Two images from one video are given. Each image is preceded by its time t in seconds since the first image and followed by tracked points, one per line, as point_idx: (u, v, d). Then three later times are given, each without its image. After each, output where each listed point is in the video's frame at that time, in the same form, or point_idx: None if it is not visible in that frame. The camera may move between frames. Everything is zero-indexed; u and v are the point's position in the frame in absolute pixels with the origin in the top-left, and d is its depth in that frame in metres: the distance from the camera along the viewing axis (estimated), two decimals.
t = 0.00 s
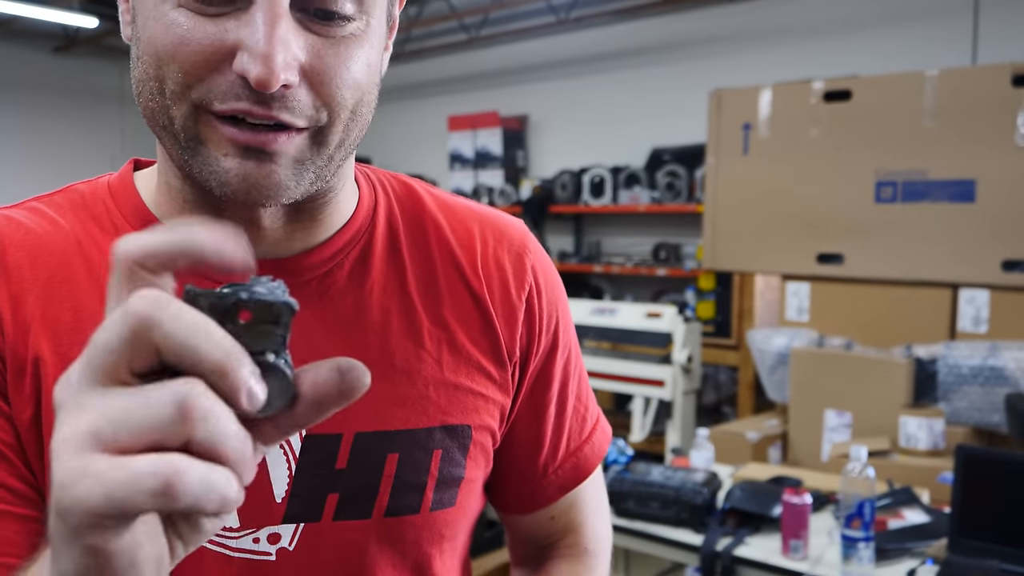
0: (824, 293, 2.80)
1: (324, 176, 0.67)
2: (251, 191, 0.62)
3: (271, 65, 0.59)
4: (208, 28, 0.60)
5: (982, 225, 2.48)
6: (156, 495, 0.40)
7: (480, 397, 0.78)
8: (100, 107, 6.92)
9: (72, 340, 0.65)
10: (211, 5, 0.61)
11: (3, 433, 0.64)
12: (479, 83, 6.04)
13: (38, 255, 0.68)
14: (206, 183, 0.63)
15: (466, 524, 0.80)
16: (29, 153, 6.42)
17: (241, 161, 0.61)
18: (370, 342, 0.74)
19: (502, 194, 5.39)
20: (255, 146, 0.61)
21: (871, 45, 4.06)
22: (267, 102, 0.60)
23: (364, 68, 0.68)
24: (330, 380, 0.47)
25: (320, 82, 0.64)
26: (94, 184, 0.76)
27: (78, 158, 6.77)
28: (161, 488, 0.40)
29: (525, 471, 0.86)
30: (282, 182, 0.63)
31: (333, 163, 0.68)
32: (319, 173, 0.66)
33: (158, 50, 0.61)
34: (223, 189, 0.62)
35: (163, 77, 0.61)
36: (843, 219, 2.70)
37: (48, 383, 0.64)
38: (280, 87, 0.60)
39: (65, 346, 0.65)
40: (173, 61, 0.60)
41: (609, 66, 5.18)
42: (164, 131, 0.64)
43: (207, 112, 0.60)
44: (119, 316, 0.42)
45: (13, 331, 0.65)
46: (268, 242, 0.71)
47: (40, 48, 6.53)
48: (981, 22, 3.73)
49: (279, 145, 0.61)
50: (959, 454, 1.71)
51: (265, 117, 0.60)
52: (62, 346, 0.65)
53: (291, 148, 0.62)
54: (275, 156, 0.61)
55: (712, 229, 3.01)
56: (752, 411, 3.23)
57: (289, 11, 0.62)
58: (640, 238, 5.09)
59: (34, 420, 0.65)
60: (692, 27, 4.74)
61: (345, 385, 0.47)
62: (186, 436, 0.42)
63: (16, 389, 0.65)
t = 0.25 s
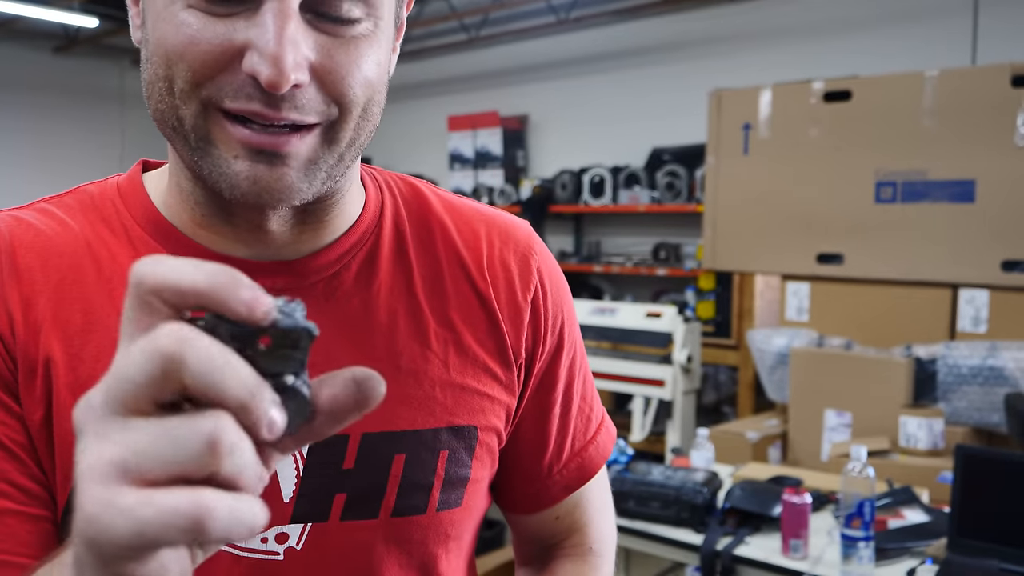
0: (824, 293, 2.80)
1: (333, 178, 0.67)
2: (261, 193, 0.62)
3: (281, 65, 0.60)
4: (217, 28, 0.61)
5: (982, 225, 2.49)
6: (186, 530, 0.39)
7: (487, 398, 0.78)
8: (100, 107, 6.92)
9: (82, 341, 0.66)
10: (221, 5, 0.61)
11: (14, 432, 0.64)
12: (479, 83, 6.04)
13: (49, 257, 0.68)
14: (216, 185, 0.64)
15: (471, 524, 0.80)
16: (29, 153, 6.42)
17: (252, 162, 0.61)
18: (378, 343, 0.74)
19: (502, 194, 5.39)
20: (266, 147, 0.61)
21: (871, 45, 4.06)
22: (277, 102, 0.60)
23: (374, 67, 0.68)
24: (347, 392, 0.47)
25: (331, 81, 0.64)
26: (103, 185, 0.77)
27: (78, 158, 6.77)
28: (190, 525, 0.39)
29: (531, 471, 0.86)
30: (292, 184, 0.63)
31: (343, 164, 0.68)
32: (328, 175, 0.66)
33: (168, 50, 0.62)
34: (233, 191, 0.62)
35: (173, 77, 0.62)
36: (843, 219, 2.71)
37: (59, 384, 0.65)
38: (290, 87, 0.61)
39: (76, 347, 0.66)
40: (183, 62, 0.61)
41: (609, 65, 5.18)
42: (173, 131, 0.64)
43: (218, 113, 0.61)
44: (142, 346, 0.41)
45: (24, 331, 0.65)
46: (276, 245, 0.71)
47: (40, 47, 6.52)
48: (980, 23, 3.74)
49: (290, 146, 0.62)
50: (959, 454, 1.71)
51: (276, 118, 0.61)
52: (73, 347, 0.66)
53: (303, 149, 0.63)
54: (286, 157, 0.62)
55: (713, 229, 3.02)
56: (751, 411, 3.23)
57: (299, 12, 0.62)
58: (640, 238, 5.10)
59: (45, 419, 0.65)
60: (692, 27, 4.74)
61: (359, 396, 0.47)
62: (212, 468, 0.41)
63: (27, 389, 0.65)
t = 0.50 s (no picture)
0: (824, 293, 2.80)
1: (333, 170, 0.67)
2: (257, 185, 0.62)
3: (270, 52, 0.60)
4: (210, 20, 0.61)
5: (982, 225, 2.49)
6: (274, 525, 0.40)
7: (492, 398, 0.78)
8: (100, 106, 6.92)
9: (94, 340, 0.66)
10: None
11: (24, 428, 0.64)
12: (479, 83, 6.04)
13: (60, 256, 0.68)
14: (214, 177, 0.64)
15: (477, 523, 0.80)
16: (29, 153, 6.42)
17: (248, 153, 0.61)
18: (385, 344, 0.74)
19: (502, 194, 5.40)
20: (263, 138, 0.61)
21: (871, 44, 4.07)
22: (269, 91, 0.61)
23: (374, 57, 0.67)
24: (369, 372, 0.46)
25: (325, 69, 0.64)
26: (111, 185, 0.77)
27: (77, 158, 6.77)
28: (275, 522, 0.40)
29: (536, 471, 0.87)
30: (289, 175, 0.63)
31: (345, 157, 0.68)
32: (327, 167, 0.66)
33: (164, 43, 0.62)
34: (230, 183, 0.62)
35: (168, 69, 0.62)
36: (843, 219, 2.71)
37: (70, 381, 0.65)
38: (281, 76, 0.61)
39: (88, 345, 0.66)
40: (177, 53, 0.61)
41: (609, 66, 5.18)
42: (171, 126, 0.64)
43: (213, 105, 0.61)
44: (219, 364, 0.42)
45: (35, 329, 0.65)
46: (282, 243, 0.72)
47: (40, 47, 6.52)
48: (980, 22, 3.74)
49: (286, 136, 0.62)
50: (959, 453, 1.72)
51: (269, 107, 0.61)
52: (85, 346, 0.66)
53: (300, 140, 0.63)
54: (283, 148, 0.62)
55: (713, 229, 3.02)
56: (751, 410, 3.24)
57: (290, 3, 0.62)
58: (640, 238, 5.10)
59: (55, 416, 0.65)
60: (692, 27, 4.74)
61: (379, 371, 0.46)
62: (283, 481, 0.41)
63: (38, 385, 0.65)
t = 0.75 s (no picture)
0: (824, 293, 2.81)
1: (335, 168, 0.67)
2: (256, 179, 0.62)
3: (268, 49, 0.61)
4: (211, 17, 0.62)
5: (982, 225, 2.49)
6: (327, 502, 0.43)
7: (496, 399, 0.79)
8: (99, 106, 6.92)
9: (104, 338, 0.66)
10: None
11: (36, 424, 0.64)
12: (479, 83, 6.05)
13: (71, 255, 0.69)
14: (215, 173, 0.64)
15: (481, 523, 0.81)
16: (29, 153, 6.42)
17: (248, 148, 0.62)
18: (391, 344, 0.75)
19: (502, 194, 5.40)
20: (263, 133, 0.62)
21: (870, 45, 4.07)
22: (269, 87, 0.61)
23: (375, 57, 0.67)
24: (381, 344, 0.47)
25: (327, 68, 0.64)
26: (119, 185, 0.77)
27: (77, 158, 6.77)
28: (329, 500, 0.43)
29: (540, 471, 0.87)
30: (289, 169, 0.63)
31: (347, 155, 0.68)
32: (329, 163, 0.66)
33: (166, 40, 0.63)
34: (230, 178, 0.63)
35: (169, 66, 0.63)
36: (842, 219, 2.72)
37: (81, 379, 0.65)
38: (280, 73, 0.61)
39: (99, 343, 0.66)
40: (177, 50, 0.62)
41: (609, 66, 5.18)
42: (174, 124, 0.65)
43: (214, 100, 0.62)
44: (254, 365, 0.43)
45: (47, 327, 0.65)
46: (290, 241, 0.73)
47: (40, 47, 6.53)
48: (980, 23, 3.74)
49: (286, 130, 0.62)
50: (959, 453, 1.72)
51: (268, 102, 0.62)
52: (96, 344, 0.66)
53: (300, 135, 0.63)
54: (283, 142, 0.62)
55: (712, 229, 3.03)
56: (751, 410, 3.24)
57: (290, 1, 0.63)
58: (640, 238, 5.10)
59: (66, 414, 0.66)
60: (692, 28, 4.75)
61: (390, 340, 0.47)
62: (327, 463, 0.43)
63: (49, 382, 0.65)
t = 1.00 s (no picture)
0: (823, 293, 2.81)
1: (344, 177, 0.67)
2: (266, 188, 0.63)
3: (278, 64, 0.61)
4: (222, 31, 0.62)
5: (981, 225, 2.50)
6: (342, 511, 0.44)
7: (503, 399, 0.79)
8: (99, 106, 6.92)
9: (117, 339, 0.67)
10: (227, 8, 0.63)
11: (50, 425, 0.64)
12: (479, 83, 6.05)
13: (83, 257, 0.69)
14: (227, 182, 0.64)
15: (488, 522, 0.81)
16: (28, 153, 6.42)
17: (258, 158, 0.62)
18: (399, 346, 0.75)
19: (502, 194, 5.40)
20: (272, 143, 0.62)
21: (870, 45, 4.08)
22: (279, 101, 0.61)
23: (381, 67, 0.68)
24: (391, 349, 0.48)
25: (336, 81, 0.64)
26: (128, 188, 0.78)
27: (76, 158, 6.78)
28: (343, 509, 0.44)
29: (546, 470, 0.88)
30: (298, 178, 0.63)
31: (355, 164, 0.68)
32: (338, 173, 0.66)
33: (180, 53, 0.64)
34: (241, 187, 0.63)
35: (183, 78, 0.63)
36: (842, 219, 2.72)
37: (94, 380, 0.65)
38: (291, 86, 0.61)
39: (112, 344, 0.67)
40: (190, 64, 0.63)
41: (609, 66, 5.19)
42: (188, 134, 0.66)
43: (225, 113, 0.62)
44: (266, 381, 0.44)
45: (61, 328, 0.66)
46: (300, 246, 0.73)
47: (40, 47, 6.53)
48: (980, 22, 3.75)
49: (294, 141, 0.62)
50: (958, 453, 1.72)
51: (278, 114, 0.62)
52: (109, 345, 0.67)
53: (308, 145, 0.63)
54: (291, 152, 0.62)
55: (712, 229, 3.03)
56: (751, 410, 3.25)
57: (299, 13, 0.63)
58: (639, 238, 5.11)
59: (80, 414, 0.66)
60: (692, 28, 4.75)
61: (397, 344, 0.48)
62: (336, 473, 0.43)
63: (63, 383, 0.66)
